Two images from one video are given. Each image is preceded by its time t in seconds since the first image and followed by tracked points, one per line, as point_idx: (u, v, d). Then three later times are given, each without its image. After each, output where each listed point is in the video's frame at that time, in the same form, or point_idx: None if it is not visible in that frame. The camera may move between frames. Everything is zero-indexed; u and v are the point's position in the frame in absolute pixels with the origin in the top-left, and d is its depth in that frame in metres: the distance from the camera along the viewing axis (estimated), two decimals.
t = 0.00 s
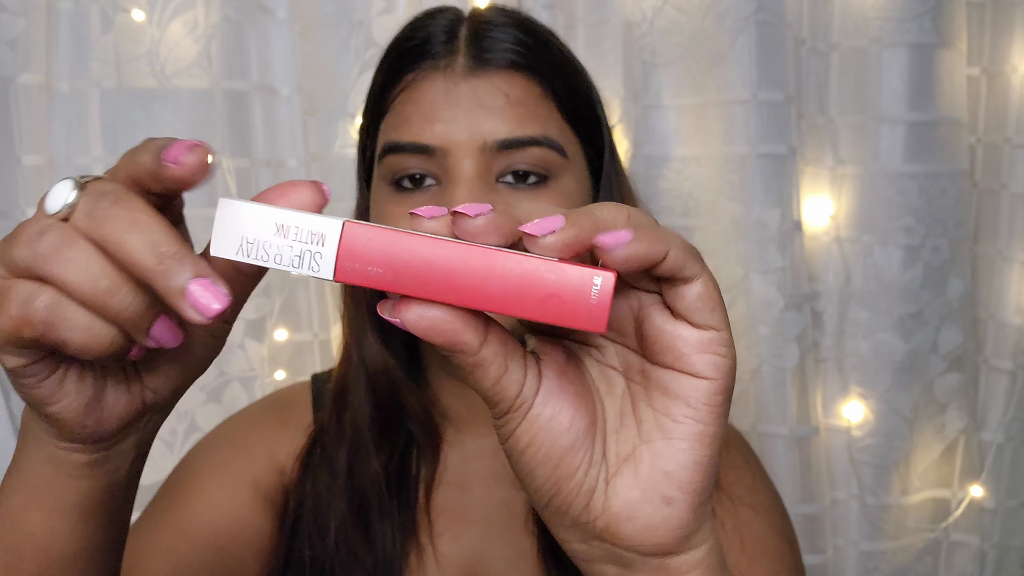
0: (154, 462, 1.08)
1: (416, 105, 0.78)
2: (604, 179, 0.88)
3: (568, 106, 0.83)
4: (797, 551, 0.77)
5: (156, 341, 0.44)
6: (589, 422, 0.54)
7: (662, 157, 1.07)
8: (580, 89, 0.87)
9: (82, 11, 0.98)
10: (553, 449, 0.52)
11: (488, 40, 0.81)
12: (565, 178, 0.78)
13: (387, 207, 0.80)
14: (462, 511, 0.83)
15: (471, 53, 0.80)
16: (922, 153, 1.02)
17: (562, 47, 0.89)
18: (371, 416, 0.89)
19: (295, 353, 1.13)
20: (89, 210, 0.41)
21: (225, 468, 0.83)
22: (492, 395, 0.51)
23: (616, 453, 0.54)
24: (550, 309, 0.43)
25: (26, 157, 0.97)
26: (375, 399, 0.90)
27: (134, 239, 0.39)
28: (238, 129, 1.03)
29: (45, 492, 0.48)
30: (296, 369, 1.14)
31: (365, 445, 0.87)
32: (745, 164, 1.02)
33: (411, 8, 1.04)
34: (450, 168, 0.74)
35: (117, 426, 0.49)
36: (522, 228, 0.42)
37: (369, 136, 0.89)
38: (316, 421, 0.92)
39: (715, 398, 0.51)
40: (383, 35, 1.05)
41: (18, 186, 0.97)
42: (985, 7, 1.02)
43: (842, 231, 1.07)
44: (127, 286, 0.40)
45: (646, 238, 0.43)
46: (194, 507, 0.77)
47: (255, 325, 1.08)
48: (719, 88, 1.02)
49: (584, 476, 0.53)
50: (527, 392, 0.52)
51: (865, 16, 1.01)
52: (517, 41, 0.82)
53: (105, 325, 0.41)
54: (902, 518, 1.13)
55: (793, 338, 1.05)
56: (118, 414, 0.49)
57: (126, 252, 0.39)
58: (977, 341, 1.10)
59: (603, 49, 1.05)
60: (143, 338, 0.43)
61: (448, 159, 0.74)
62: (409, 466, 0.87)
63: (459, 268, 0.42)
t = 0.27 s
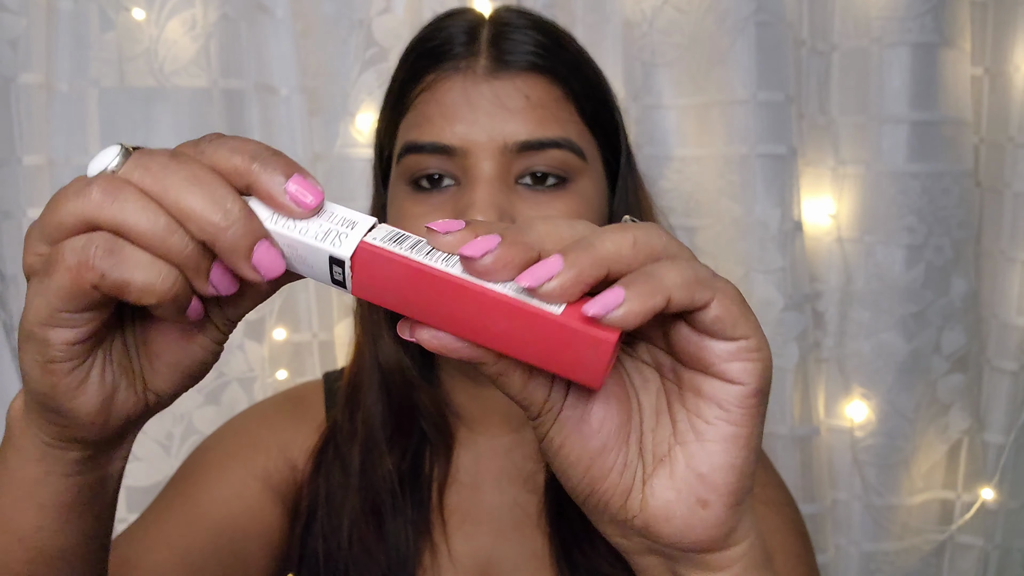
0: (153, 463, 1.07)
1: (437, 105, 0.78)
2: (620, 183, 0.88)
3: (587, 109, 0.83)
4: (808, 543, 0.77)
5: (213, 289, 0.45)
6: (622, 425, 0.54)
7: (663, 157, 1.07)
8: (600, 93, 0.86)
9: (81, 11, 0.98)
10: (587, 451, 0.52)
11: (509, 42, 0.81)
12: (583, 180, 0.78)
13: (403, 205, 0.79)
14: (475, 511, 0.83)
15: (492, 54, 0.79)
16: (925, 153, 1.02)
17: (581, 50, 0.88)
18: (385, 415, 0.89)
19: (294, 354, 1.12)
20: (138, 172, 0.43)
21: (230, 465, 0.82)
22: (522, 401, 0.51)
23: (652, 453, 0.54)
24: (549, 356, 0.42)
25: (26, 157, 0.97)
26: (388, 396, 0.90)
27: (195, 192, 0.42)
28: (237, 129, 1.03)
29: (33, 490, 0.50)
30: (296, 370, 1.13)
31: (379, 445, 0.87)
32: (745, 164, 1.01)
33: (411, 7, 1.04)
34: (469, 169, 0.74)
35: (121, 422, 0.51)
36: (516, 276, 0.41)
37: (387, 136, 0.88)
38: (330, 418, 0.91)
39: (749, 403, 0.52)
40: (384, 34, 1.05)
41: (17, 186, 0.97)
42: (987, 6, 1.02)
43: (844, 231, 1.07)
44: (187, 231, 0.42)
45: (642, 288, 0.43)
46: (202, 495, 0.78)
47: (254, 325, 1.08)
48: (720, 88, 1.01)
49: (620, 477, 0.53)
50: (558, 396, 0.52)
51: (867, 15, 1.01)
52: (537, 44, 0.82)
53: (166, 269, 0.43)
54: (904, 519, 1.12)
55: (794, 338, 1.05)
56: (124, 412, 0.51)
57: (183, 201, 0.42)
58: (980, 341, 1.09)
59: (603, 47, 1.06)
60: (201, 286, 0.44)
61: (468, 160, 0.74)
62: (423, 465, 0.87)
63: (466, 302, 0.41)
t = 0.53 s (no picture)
0: (155, 461, 1.07)
1: (442, 104, 0.78)
2: (623, 184, 0.88)
3: (592, 109, 0.83)
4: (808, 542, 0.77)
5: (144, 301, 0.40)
6: (618, 430, 0.53)
7: (663, 157, 1.07)
8: (605, 94, 0.87)
9: (81, 11, 0.97)
10: (582, 459, 0.52)
11: (515, 42, 0.81)
12: (587, 181, 0.78)
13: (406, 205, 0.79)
14: (474, 512, 0.83)
15: (498, 54, 0.79)
16: (924, 153, 1.02)
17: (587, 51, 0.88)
18: (385, 415, 0.89)
19: (296, 354, 1.12)
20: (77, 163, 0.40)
21: (223, 465, 0.81)
22: (514, 410, 0.51)
23: (648, 460, 0.53)
24: (547, 361, 0.42)
25: (25, 157, 0.96)
26: (389, 396, 0.90)
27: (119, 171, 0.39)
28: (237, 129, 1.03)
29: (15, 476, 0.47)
30: (296, 369, 1.13)
31: (379, 443, 0.87)
32: (745, 164, 1.01)
33: (411, 7, 1.04)
34: (473, 168, 0.74)
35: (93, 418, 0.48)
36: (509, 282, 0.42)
37: (391, 135, 0.88)
38: (331, 418, 0.91)
39: (744, 408, 0.52)
40: (384, 34, 1.05)
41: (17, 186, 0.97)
42: (985, 6, 1.02)
43: (844, 230, 1.07)
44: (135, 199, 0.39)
45: (640, 292, 0.43)
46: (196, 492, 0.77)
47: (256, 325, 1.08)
48: (720, 88, 1.01)
49: (615, 484, 0.52)
50: (551, 404, 0.52)
51: (867, 15, 1.01)
52: (543, 44, 0.82)
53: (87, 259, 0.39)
54: (903, 519, 1.13)
55: (794, 338, 1.05)
56: (101, 404, 0.48)
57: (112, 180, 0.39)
58: (978, 341, 1.10)
59: (603, 46, 1.06)
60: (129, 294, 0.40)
61: (472, 160, 0.74)
62: (422, 467, 0.87)
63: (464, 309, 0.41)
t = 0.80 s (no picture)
0: (154, 459, 1.07)
1: (438, 104, 0.78)
2: (620, 184, 0.88)
3: (589, 108, 0.83)
4: (808, 548, 0.77)
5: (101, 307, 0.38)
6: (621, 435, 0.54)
7: (663, 157, 1.07)
8: (603, 94, 0.87)
9: (82, 12, 0.98)
10: (586, 463, 0.52)
11: (512, 42, 0.81)
12: (583, 180, 0.79)
13: (402, 203, 0.79)
14: (472, 513, 0.83)
15: (494, 54, 0.80)
16: (924, 153, 1.02)
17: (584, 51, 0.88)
18: (385, 417, 0.89)
19: (302, 351, 1.14)
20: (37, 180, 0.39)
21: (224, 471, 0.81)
22: (520, 413, 0.51)
23: (650, 465, 0.54)
24: (557, 359, 0.41)
25: (25, 157, 0.97)
26: (387, 397, 0.90)
27: (78, 179, 0.39)
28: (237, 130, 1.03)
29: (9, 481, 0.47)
30: (302, 365, 1.14)
31: (377, 444, 0.87)
32: (745, 165, 1.01)
33: (411, 8, 1.04)
34: (470, 168, 0.75)
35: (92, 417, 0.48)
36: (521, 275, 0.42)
37: (387, 135, 0.88)
38: (327, 419, 0.91)
39: (751, 414, 0.52)
40: (384, 35, 1.05)
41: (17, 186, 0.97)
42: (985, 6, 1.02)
43: (844, 231, 1.07)
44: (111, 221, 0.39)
45: (653, 287, 0.44)
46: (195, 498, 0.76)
47: (258, 323, 1.08)
48: (720, 89, 1.01)
49: (618, 489, 0.53)
50: (555, 408, 0.52)
51: (866, 16, 1.01)
52: (540, 43, 0.82)
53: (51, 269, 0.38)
54: (904, 520, 1.12)
55: (794, 337, 1.05)
56: (94, 407, 0.48)
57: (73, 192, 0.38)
58: (978, 341, 1.10)
59: (601, 49, 1.04)
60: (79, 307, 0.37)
61: (469, 159, 0.74)
62: (420, 469, 0.87)
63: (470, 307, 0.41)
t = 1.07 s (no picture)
0: (155, 458, 1.06)
1: (437, 104, 0.78)
2: (620, 183, 0.88)
3: (587, 108, 0.83)
4: (808, 548, 0.77)
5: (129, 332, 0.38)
6: (624, 427, 0.53)
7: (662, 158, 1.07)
8: (602, 94, 0.87)
9: (81, 11, 0.97)
10: (591, 454, 0.52)
11: (510, 42, 0.81)
12: (583, 180, 0.79)
13: (402, 204, 0.79)
14: (473, 513, 0.83)
15: (493, 54, 0.80)
16: (922, 154, 1.02)
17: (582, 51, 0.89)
18: (383, 415, 0.89)
19: (300, 351, 1.13)
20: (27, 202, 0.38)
21: (224, 471, 0.81)
22: (526, 406, 0.50)
23: (655, 455, 0.54)
24: (572, 337, 0.41)
25: (22, 156, 0.96)
26: (387, 398, 0.90)
27: (85, 202, 0.38)
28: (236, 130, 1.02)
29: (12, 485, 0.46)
30: (301, 365, 1.14)
31: (377, 443, 0.88)
32: (744, 166, 1.01)
33: (410, 9, 1.05)
34: (468, 168, 0.75)
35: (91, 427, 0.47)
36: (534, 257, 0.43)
37: (385, 135, 0.88)
38: (326, 419, 0.91)
39: (756, 399, 0.52)
40: (382, 36, 1.05)
41: (15, 186, 0.96)
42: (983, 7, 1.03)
43: (843, 232, 1.07)
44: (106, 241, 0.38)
45: (669, 265, 0.44)
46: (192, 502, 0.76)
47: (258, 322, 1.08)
48: (719, 90, 1.02)
49: (622, 480, 0.52)
50: (561, 400, 0.51)
51: (864, 16, 1.01)
52: (539, 43, 0.82)
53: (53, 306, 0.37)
54: (902, 519, 1.13)
55: (793, 336, 1.05)
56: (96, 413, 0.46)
57: (77, 213, 0.38)
58: (975, 341, 1.10)
59: (599, 50, 1.05)
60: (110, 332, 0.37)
61: (467, 159, 0.74)
62: (421, 469, 0.87)
63: (480, 291, 0.41)
